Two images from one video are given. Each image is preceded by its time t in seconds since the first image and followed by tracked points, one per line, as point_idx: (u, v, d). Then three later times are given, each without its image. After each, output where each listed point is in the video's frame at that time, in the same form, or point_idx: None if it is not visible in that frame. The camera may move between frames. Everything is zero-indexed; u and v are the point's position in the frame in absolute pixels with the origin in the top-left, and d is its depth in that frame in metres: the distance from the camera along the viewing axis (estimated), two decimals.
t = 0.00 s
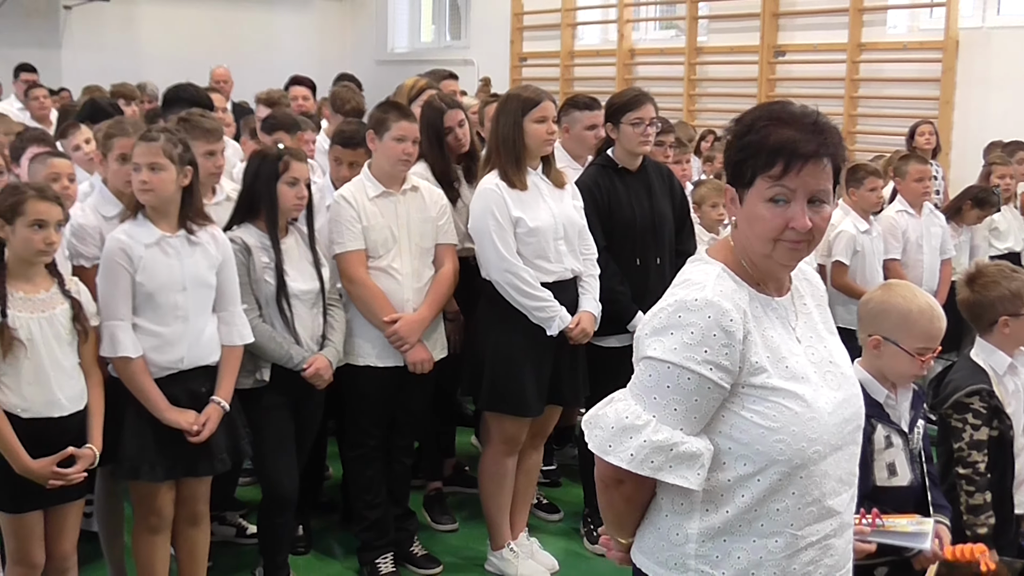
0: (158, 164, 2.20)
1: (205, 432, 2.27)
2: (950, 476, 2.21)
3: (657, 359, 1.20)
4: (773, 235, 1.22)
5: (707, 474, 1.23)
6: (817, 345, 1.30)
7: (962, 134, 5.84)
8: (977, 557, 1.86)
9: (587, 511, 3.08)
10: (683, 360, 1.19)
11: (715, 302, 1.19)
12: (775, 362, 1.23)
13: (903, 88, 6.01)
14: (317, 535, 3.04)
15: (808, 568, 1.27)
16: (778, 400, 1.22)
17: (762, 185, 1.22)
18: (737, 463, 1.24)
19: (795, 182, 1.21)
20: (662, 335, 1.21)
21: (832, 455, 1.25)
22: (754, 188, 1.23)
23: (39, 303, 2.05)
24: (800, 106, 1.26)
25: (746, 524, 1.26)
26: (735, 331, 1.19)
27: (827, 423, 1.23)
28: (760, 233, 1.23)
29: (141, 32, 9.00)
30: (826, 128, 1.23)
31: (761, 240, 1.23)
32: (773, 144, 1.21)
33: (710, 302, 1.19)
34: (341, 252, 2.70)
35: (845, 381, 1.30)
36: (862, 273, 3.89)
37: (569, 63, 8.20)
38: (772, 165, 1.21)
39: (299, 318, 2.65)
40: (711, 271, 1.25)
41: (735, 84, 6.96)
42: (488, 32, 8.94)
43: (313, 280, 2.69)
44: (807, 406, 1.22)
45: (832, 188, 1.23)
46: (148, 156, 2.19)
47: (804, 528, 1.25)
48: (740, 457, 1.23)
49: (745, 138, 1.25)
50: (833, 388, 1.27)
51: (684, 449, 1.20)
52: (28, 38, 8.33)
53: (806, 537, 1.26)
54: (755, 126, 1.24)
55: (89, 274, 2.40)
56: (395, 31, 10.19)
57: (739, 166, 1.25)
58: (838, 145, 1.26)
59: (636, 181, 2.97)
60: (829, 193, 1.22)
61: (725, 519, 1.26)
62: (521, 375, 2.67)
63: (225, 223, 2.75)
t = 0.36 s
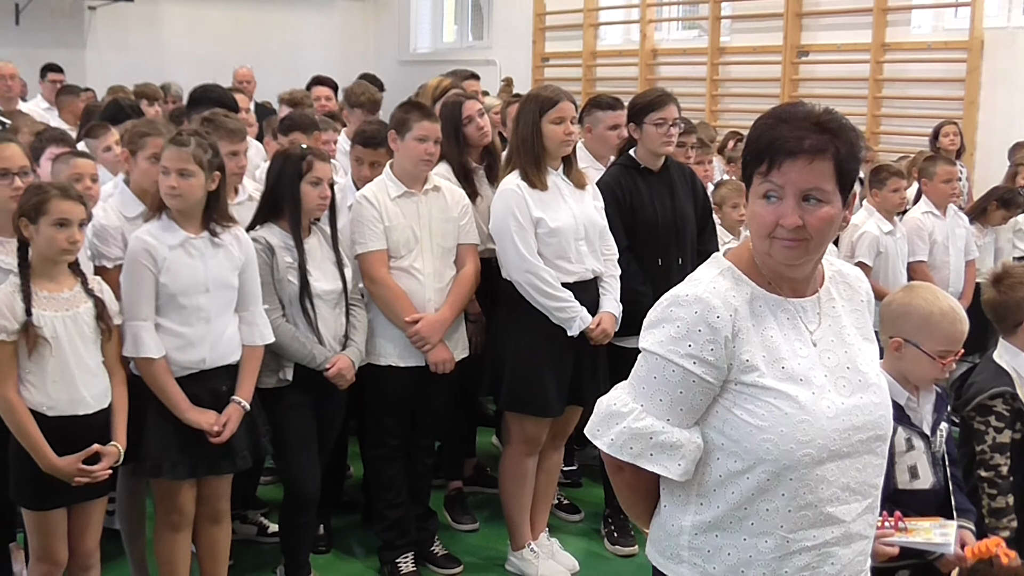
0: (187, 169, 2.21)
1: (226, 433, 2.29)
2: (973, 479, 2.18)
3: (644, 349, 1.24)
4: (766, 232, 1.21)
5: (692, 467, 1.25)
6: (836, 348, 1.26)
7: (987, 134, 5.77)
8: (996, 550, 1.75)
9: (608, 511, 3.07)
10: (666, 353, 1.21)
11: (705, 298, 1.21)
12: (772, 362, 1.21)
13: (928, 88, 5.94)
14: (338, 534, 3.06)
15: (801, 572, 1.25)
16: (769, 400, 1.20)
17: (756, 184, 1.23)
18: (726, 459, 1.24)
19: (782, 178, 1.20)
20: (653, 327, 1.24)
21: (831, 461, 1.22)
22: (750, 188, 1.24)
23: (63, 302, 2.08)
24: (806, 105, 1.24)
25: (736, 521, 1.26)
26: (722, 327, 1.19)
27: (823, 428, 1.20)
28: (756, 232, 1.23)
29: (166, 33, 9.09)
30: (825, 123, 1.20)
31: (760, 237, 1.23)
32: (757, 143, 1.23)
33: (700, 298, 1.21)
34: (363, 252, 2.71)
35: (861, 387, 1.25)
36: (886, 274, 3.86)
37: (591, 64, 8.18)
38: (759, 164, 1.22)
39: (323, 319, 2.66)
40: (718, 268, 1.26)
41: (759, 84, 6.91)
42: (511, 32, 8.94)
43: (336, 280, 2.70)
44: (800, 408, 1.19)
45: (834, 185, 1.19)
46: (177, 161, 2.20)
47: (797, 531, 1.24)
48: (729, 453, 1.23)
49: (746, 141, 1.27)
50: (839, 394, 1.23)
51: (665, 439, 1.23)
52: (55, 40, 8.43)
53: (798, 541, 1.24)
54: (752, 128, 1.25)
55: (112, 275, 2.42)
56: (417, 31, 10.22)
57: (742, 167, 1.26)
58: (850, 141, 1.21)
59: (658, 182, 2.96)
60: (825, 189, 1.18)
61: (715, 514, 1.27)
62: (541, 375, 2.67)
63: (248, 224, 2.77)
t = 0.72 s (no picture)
0: (212, 178, 2.23)
1: (248, 435, 2.30)
2: (993, 482, 2.16)
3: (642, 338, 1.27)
4: (765, 228, 1.22)
5: (684, 458, 1.26)
6: (843, 349, 1.25)
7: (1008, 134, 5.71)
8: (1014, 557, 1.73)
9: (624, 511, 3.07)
10: (661, 343, 1.24)
11: (702, 292, 1.22)
12: (769, 359, 1.21)
13: (947, 88, 5.89)
14: (354, 533, 3.07)
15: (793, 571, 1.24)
16: (762, 396, 1.20)
17: (759, 178, 1.24)
18: (720, 453, 1.25)
19: (780, 174, 1.20)
20: (653, 318, 1.27)
21: (824, 462, 1.21)
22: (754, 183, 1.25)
23: (84, 300, 2.10)
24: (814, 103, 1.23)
25: (729, 516, 1.26)
26: (716, 321, 1.21)
27: (816, 428, 1.19)
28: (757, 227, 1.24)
29: (185, 33, 9.15)
30: (827, 120, 1.19)
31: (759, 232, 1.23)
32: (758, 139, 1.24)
33: (698, 292, 1.23)
34: (379, 252, 2.73)
35: (865, 390, 1.23)
36: (905, 274, 3.84)
37: (609, 64, 8.15)
38: (760, 160, 1.23)
39: (339, 317, 2.68)
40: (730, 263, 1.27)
41: (777, 83, 6.87)
42: (528, 32, 8.93)
43: (353, 280, 2.71)
44: (794, 406, 1.19)
45: (834, 183, 1.18)
46: (201, 170, 2.22)
47: (788, 530, 1.23)
48: (723, 447, 1.24)
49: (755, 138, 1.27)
50: (840, 395, 1.21)
51: (656, 427, 1.26)
52: (75, 40, 8.49)
53: (789, 540, 1.23)
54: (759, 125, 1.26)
55: (130, 274, 2.44)
56: (434, 31, 10.24)
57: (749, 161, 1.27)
58: (855, 140, 1.19)
59: (675, 181, 2.95)
60: (824, 186, 1.18)
61: (710, 508, 1.27)
62: (558, 375, 2.67)
63: (265, 223, 2.79)
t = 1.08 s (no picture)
0: (229, 179, 2.24)
1: (264, 436, 2.31)
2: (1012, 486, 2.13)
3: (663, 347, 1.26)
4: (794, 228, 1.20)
5: (711, 465, 1.25)
6: (862, 348, 1.25)
7: None
8: None
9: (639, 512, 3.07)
10: (684, 350, 1.23)
11: (724, 297, 1.22)
12: (793, 361, 1.21)
13: (966, 88, 5.84)
14: (369, 533, 3.08)
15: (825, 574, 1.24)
16: (789, 399, 1.20)
17: (783, 177, 1.22)
18: (747, 459, 1.24)
19: (810, 172, 1.19)
20: (673, 325, 1.26)
21: (854, 463, 1.21)
22: (777, 182, 1.23)
23: (104, 300, 2.12)
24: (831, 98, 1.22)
25: (758, 522, 1.26)
26: (740, 325, 1.20)
27: (845, 429, 1.19)
28: (784, 227, 1.22)
29: (203, 33, 9.21)
30: (852, 116, 1.19)
31: (788, 230, 1.21)
32: (782, 137, 1.22)
33: (719, 297, 1.22)
34: (395, 251, 2.73)
35: (888, 387, 1.23)
36: (924, 276, 3.81)
37: (625, 64, 8.14)
38: (785, 158, 1.21)
39: (353, 316, 2.65)
40: (743, 270, 1.26)
41: (794, 84, 6.84)
42: (545, 33, 8.93)
43: (368, 280, 2.71)
44: (821, 408, 1.19)
45: (861, 176, 1.18)
46: (221, 171, 2.23)
47: (819, 532, 1.23)
48: (750, 453, 1.24)
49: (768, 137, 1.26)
50: (864, 394, 1.22)
51: (682, 437, 1.24)
52: (94, 40, 8.57)
53: (821, 543, 1.23)
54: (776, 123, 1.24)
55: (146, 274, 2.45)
56: (451, 31, 10.26)
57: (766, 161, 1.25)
58: (875, 133, 1.20)
59: (692, 182, 2.95)
60: (852, 179, 1.18)
61: (738, 515, 1.27)
62: (573, 375, 2.66)
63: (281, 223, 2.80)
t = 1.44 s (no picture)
0: (248, 177, 2.26)
1: (282, 434, 2.33)
2: None
3: (716, 364, 1.25)
4: (872, 228, 1.22)
5: (770, 478, 1.26)
6: (889, 346, 1.31)
7: None
8: None
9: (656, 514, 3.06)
10: (740, 364, 1.23)
11: (773, 306, 1.23)
12: (840, 365, 1.24)
13: (986, 88, 5.78)
14: (386, 533, 3.09)
15: (882, 573, 1.28)
16: (842, 403, 1.23)
17: (856, 176, 1.22)
18: (803, 468, 1.25)
19: (887, 172, 1.22)
20: (720, 340, 1.26)
21: (903, 459, 1.26)
22: (847, 181, 1.22)
23: (122, 300, 2.13)
24: (866, 104, 1.28)
25: (815, 530, 1.27)
26: (794, 334, 1.22)
27: (895, 427, 1.24)
28: (857, 226, 1.22)
29: (221, 34, 9.26)
30: (897, 125, 1.26)
31: (860, 230, 1.23)
32: (860, 135, 1.22)
33: (768, 306, 1.23)
34: (414, 251, 2.74)
35: (916, 382, 1.30)
36: (943, 277, 3.78)
37: (643, 64, 8.11)
38: (865, 156, 1.22)
39: (376, 317, 2.69)
40: (774, 274, 1.28)
41: (813, 84, 6.79)
42: (563, 33, 8.92)
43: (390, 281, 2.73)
44: (873, 409, 1.23)
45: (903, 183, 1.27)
46: (239, 168, 2.25)
47: (876, 533, 1.26)
48: (806, 461, 1.25)
49: (826, 134, 1.24)
50: (903, 391, 1.27)
51: (744, 453, 1.24)
52: (114, 41, 8.64)
53: (879, 544, 1.26)
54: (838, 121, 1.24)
55: (166, 274, 2.48)
56: (469, 32, 10.27)
57: (826, 160, 1.24)
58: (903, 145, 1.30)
59: (710, 183, 2.94)
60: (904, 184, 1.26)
61: (795, 525, 1.28)
62: (592, 375, 2.66)
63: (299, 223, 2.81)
